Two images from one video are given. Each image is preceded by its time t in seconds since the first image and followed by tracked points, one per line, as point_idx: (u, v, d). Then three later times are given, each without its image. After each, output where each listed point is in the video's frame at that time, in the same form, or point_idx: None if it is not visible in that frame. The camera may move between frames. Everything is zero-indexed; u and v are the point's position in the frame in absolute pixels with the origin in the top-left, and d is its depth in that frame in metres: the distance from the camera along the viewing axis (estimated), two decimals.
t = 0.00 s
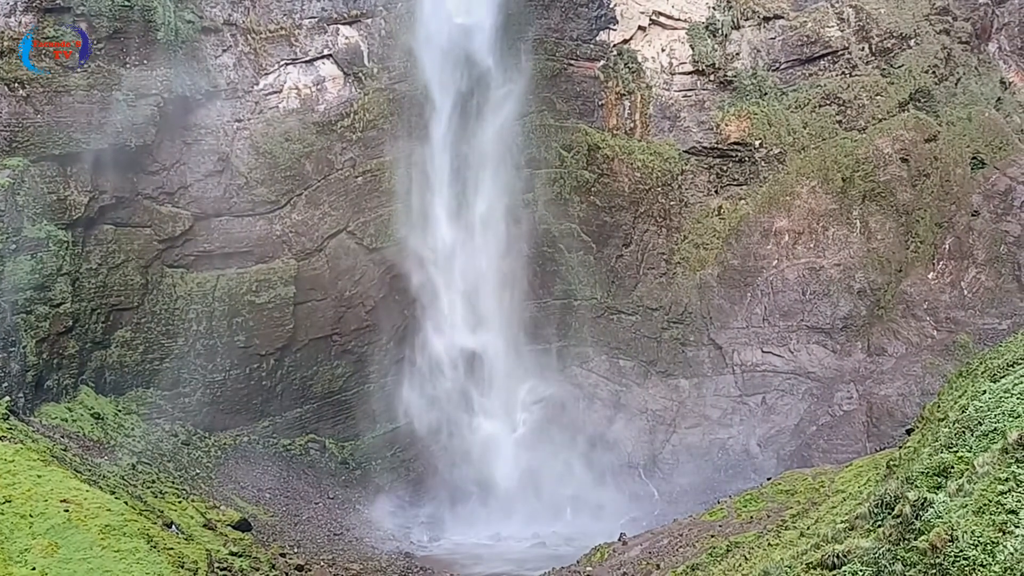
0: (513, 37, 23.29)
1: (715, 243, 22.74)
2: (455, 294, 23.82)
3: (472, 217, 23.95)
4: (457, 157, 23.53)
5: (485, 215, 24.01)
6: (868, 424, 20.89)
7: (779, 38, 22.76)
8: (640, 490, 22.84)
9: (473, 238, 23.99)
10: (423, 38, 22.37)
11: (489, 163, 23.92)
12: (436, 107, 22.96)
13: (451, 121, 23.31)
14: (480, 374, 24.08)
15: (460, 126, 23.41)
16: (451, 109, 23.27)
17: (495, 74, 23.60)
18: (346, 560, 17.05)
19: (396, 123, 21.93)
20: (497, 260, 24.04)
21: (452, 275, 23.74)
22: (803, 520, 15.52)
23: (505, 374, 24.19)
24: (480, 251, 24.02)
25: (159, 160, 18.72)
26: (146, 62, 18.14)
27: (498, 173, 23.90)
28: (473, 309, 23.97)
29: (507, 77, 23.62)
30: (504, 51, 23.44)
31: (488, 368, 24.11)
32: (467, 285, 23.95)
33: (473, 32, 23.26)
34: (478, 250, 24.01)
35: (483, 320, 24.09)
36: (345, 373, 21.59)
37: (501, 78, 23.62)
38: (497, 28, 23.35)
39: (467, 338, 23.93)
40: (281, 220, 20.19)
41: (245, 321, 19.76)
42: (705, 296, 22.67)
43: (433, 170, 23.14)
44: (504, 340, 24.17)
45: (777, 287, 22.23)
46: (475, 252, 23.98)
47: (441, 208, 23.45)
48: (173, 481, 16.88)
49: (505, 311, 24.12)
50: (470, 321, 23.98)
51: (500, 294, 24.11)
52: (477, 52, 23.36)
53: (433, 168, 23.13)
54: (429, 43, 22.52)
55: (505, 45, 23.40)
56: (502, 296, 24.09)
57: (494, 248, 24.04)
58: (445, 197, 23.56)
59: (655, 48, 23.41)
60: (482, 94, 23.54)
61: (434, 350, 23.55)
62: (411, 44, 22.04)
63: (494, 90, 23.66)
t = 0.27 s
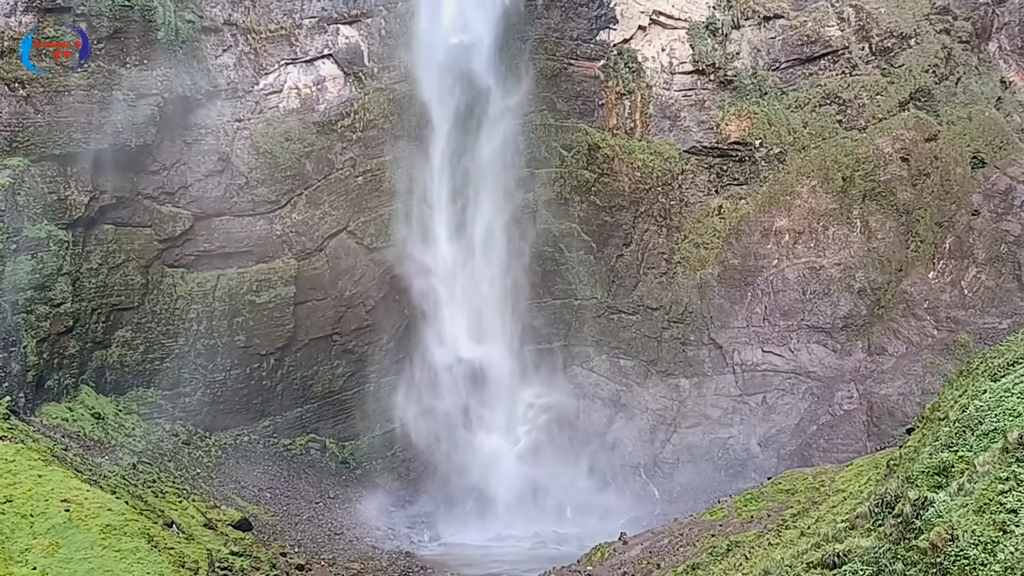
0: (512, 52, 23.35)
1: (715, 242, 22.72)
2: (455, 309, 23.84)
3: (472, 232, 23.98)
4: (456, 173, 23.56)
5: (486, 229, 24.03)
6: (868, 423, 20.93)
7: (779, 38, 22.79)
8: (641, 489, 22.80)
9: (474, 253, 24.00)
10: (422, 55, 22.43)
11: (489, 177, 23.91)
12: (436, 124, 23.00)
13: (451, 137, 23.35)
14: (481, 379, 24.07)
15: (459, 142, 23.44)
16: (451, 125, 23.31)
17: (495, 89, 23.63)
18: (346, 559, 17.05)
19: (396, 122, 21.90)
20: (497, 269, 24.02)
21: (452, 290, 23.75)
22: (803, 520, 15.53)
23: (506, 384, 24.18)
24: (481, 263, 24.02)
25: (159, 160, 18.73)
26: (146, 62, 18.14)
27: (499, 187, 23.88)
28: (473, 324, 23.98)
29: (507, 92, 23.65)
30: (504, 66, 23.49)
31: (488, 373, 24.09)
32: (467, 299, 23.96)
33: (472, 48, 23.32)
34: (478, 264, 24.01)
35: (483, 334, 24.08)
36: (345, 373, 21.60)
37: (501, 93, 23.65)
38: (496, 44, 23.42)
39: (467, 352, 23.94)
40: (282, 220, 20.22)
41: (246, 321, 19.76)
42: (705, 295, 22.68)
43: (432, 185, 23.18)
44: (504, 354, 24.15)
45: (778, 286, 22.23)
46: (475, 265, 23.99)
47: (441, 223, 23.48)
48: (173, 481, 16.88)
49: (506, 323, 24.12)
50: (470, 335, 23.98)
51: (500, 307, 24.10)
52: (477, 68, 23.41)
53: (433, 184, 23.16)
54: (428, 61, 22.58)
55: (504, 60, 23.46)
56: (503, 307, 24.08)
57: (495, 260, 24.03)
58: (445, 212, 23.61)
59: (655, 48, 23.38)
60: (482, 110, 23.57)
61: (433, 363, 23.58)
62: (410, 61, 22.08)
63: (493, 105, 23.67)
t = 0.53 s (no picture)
0: (511, 68, 23.50)
1: (715, 242, 22.71)
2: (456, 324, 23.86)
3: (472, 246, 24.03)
4: (456, 190, 23.61)
5: (485, 244, 24.06)
6: (868, 423, 20.87)
7: (779, 37, 22.78)
8: (641, 489, 22.75)
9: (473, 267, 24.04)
10: (421, 73, 22.50)
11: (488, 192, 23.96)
12: (436, 141, 23.06)
13: (451, 154, 23.41)
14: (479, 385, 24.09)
15: (459, 158, 23.48)
16: (451, 142, 23.36)
17: (494, 106, 23.73)
18: (346, 559, 17.06)
19: (397, 122, 21.89)
20: (496, 276, 24.07)
21: (452, 305, 23.79)
22: (803, 520, 15.54)
23: (505, 393, 24.20)
24: (480, 275, 24.06)
25: (159, 160, 18.73)
26: (146, 62, 18.13)
27: (498, 202, 23.91)
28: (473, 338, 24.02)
29: (506, 108, 23.74)
30: (503, 82, 23.63)
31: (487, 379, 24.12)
32: (467, 314, 24.00)
33: (471, 66, 23.43)
34: (477, 278, 24.07)
35: (483, 348, 24.11)
36: (345, 373, 21.60)
37: (499, 109, 23.75)
38: (494, 61, 23.54)
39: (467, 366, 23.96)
40: (281, 219, 20.21)
41: (246, 321, 19.76)
42: (705, 295, 22.68)
43: (432, 201, 23.24)
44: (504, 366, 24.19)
45: (778, 286, 22.23)
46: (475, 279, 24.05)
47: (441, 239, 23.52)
48: (173, 481, 16.86)
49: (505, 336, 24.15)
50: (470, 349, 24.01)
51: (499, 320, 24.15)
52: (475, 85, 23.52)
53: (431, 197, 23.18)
54: (427, 78, 22.66)
55: (502, 77, 23.61)
56: (502, 314, 24.10)
57: (495, 272, 24.08)
58: (444, 228, 23.65)
59: (655, 48, 23.35)
60: (481, 126, 23.65)
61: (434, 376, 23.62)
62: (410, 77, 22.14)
63: (492, 121, 23.76)
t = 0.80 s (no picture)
0: (509, 82, 23.53)
1: (714, 242, 22.69)
2: (454, 338, 23.91)
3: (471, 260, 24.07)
4: (454, 205, 23.68)
5: (484, 255, 24.10)
6: (867, 422, 20.99)
7: (778, 37, 22.77)
8: (641, 488, 22.73)
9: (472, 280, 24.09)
10: (418, 92, 22.57)
11: (487, 207, 24.01)
12: (433, 159, 23.12)
13: (449, 170, 23.47)
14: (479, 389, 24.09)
15: (456, 168, 23.52)
16: (448, 158, 23.43)
17: (493, 121, 23.75)
18: (345, 559, 17.06)
19: (396, 121, 21.86)
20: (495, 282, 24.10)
21: (451, 319, 23.85)
22: (802, 519, 15.55)
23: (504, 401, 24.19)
24: (479, 284, 24.09)
25: (158, 159, 18.72)
26: (145, 61, 18.13)
27: (497, 215, 23.96)
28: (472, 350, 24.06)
29: (504, 123, 23.76)
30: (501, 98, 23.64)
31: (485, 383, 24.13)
32: (466, 327, 24.03)
33: (468, 76, 23.41)
34: (476, 290, 24.11)
35: (482, 362, 24.14)
36: (344, 373, 21.60)
37: (498, 124, 23.78)
38: (493, 76, 23.54)
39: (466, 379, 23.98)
40: (281, 219, 20.23)
41: (245, 320, 19.77)
42: (705, 295, 22.63)
43: (430, 217, 23.32)
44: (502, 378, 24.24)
45: (776, 285, 22.25)
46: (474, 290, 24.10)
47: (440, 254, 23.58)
48: (172, 480, 16.85)
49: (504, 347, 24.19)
50: (469, 362, 24.05)
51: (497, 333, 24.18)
52: (473, 100, 23.54)
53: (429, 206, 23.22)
54: (424, 97, 22.71)
55: (500, 92, 23.62)
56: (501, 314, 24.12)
57: (492, 283, 24.13)
58: (443, 241, 23.69)
59: (654, 47, 23.35)
60: (479, 142, 23.67)
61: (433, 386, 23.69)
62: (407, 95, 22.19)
63: (491, 136, 23.79)
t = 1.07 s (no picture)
0: (515, 96, 23.50)
1: (723, 241, 22.62)
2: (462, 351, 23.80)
3: (478, 274, 23.96)
4: (461, 221, 23.65)
5: (493, 265, 24.01)
6: (877, 422, 20.74)
7: (787, 35, 22.73)
8: (650, 488, 22.70)
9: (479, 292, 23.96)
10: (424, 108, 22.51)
11: (494, 221, 23.93)
12: (440, 175, 23.07)
13: (455, 186, 23.41)
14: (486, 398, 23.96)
15: (464, 181, 23.47)
16: (455, 174, 23.37)
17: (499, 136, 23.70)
18: (354, 557, 17.10)
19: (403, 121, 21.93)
20: (502, 284, 24.02)
21: (457, 334, 23.76)
22: (813, 518, 15.51)
23: (510, 411, 24.09)
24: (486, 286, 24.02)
25: (167, 159, 18.82)
26: (153, 61, 18.24)
27: (505, 224, 23.91)
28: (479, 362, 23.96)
29: (510, 138, 23.72)
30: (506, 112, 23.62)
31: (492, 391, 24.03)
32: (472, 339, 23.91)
33: (474, 89, 23.38)
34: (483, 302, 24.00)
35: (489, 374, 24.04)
36: (353, 372, 21.65)
37: (504, 139, 23.73)
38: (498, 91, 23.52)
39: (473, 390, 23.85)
40: (289, 218, 20.31)
41: (254, 319, 19.86)
42: (713, 293, 22.62)
43: (439, 231, 23.24)
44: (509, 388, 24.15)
45: (785, 284, 22.20)
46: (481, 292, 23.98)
47: (447, 269, 23.46)
48: (183, 479, 16.92)
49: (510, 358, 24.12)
50: (477, 375, 23.95)
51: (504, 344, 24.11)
52: (479, 116, 23.50)
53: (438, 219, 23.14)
54: (431, 113, 22.66)
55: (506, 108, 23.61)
56: (510, 314, 24.07)
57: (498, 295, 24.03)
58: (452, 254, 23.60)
59: (662, 46, 23.32)
60: (485, 157, 23.62)
61: (440, 396, 23.58)
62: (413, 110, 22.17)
63: (497, 151, 23.74)
